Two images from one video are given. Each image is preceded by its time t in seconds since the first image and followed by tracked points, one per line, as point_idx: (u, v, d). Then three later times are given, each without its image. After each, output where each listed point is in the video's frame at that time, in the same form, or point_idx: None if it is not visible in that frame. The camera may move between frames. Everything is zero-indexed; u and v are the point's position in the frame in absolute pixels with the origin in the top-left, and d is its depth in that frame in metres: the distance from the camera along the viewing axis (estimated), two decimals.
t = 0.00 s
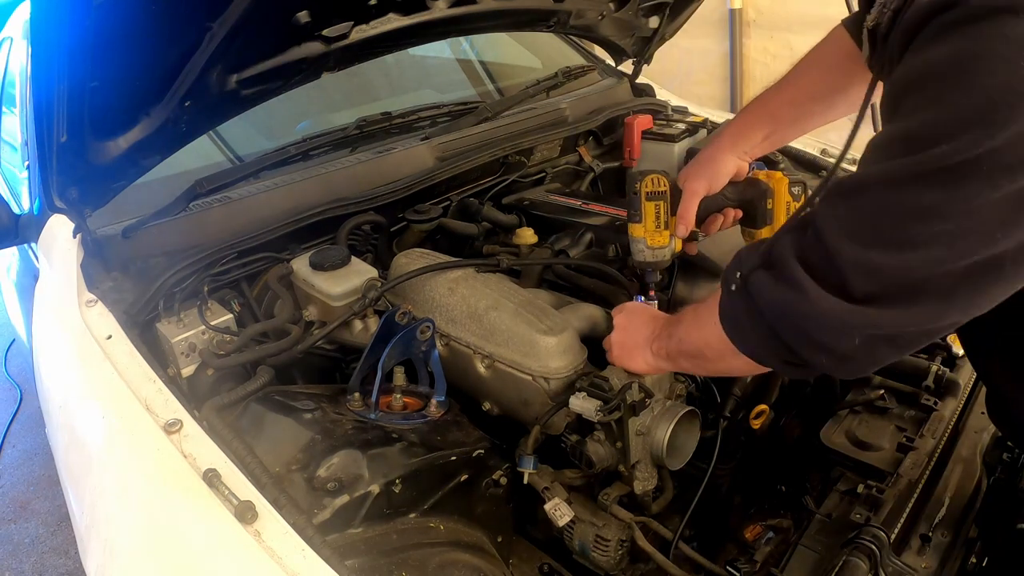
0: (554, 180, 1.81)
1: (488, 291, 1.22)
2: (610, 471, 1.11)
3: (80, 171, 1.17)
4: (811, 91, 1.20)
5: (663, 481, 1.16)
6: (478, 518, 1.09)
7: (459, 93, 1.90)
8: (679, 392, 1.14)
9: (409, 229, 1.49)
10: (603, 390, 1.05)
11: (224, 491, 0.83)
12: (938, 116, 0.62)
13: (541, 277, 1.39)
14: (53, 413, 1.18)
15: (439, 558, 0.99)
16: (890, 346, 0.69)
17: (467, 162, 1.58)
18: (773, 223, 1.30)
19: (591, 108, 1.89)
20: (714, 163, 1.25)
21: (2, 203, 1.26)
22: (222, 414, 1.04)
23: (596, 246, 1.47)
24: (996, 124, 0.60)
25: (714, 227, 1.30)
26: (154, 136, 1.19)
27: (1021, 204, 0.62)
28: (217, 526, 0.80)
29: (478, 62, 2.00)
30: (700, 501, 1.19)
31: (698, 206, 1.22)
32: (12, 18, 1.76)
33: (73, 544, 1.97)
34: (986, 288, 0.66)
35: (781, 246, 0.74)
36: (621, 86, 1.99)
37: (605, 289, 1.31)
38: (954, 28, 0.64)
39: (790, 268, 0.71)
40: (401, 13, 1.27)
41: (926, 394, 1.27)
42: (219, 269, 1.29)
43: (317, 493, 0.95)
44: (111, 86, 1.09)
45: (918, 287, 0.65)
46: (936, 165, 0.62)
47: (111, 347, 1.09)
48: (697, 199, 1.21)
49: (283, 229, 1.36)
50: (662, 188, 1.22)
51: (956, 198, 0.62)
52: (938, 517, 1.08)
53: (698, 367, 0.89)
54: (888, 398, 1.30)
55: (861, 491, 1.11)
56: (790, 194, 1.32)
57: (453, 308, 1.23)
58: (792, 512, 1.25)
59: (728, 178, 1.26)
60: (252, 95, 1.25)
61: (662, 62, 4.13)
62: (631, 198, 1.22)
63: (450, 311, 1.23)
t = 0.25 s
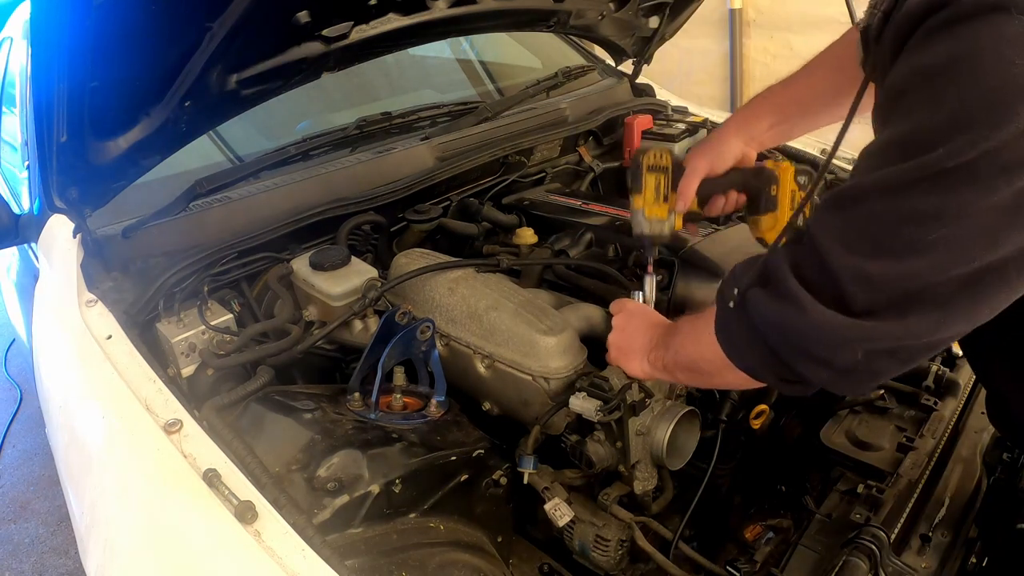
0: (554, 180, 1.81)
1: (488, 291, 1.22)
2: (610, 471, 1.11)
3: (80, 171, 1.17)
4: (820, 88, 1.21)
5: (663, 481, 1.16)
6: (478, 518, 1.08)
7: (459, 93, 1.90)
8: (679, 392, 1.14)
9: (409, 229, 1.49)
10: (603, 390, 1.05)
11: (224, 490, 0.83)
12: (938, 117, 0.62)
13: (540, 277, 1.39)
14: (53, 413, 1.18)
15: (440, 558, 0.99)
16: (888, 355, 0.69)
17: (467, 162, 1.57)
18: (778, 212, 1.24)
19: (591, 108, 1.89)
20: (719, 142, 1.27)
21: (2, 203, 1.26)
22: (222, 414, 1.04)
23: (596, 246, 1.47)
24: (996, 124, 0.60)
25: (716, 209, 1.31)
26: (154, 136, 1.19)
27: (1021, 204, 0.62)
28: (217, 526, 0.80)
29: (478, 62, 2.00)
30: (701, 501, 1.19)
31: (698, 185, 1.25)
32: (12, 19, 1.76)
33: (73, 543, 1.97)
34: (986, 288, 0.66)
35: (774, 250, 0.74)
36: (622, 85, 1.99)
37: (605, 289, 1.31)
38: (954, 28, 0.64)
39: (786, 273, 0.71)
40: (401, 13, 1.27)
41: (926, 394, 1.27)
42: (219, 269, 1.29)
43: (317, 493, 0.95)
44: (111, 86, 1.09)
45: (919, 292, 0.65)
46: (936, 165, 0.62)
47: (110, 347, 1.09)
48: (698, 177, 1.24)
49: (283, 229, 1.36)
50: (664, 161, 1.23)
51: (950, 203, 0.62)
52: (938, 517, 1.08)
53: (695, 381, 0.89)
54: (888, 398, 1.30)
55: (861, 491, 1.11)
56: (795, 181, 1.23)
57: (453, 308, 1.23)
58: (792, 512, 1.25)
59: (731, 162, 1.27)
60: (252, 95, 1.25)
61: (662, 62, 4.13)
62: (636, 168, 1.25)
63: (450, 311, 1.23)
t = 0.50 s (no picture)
0: (554, 180, 1.81)
1: (488, 291, 1.22)
2: (610, 471, 1.11)
3: (80, 171, 1.17)
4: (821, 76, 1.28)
5: (663, 481, 1.16)
6: (478, 518, 1.08)
7: (459, 93, 1.90)
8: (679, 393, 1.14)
9: (408, 229, 1.49)
10: (603, 390, 1.05)
11: (224, 491, 0.83)
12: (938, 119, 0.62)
13: (540, 277, 1.39)
14: (53, 413, 1.18)
15: (440, 558, 0.99)
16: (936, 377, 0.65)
17: (467, 162, 1.57)
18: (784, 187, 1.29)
19: (591, 108, 1.89)
20: (730, 110, 1.33)
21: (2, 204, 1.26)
22: (222, 414, 1.04)
23: (596, 246, 1.47)
24: (995, 125, 0.60)
25: (721, 174, 1.34)
26: (154, 136, 1.19)
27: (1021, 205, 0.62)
28: (217, 526, 0.80)
29: (477, 62, 2.00)
30: (700, 501, 1.19)
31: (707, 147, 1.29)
32: (11, 19, 1.75)
33: (73, 543, 1.97)
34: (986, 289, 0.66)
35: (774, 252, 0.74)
36: (622, 85, 1.99)
37: (605, 288, 1.31)
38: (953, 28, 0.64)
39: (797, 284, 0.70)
40: (401, 13, 1.27)
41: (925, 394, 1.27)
42: (219, 269, 1.29)
43: (317, 493, 0.95)
44: (111, 86, 1.09)
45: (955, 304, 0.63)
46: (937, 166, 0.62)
47: (111, 347, 1.09)
48: (708, 137, 1.28)
49: (283, 229, 1.36)
50: (674, 121, 1.29)
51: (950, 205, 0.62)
52: (938, 517, 1.08)
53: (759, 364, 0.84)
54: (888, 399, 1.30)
55: (861, 491, 1.11)
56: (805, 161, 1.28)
57: (453, 308, 1.23)
58: (792, 512, 1.25)
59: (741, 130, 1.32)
60: (252, 95, 1.25)
61: (662, 62, 4.13)
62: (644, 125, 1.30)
63: (450, 311, 1.23)
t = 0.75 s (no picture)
0: (554, 180, 1.81)
1: (488, 291, 1.22)
2: (610, 471, 1.11)
3: (80, 171, 1.17)
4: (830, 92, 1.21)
5: (663, 481, 1.16)
6: (478, 518, 1.08)
7: (459, 93, 1.90)
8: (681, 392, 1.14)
9: (408, 229, 1.49)
10: (603, 390, 1.06)
11: (224, 491, 0.83)
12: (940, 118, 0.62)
13: (540, 277, 1.39)
14: (53, 413, 1.18)
15: (439, 558, 0.99)
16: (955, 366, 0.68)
17: (467, 162, 1.57)
18: (787, 224, 1.20)
19: (591, 108, 1.89)
20: (732, 162, 1.23)
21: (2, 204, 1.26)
22: (221, 414, 1.04)
23: (596, 246, 1.47)
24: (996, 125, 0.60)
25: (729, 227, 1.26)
26: (154, 137, 1.19)
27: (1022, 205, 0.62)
28: (217, 527, 0.80)
29: (478, 62, 2.00)
30: (700, 501, 1.19)
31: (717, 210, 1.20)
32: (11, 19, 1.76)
33: (73, 543, 1.97)
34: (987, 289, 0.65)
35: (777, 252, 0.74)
36: (622, 86, 1.99)
37: (605, 288, 1.31)
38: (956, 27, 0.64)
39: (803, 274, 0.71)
40: (401, 13, 1.28)
41: (926, 394, 1.27)
42: (219, 269, 1.29)
43: (317, 493, 0.95)
44: (111, 86, 1.09)
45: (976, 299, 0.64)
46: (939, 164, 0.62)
47: (111, 347, 1.09)
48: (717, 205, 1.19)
49: (283, 229, 1.36)
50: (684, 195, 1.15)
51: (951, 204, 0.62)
52: (938, 517, 1.08)
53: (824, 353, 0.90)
54: (888, 398, 1.30)
55: (861, 491, 1.11)
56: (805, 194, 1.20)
57: (453, 308, 1.23)
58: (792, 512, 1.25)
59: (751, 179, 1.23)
60: (252, 95, 1.25)
61: (662, 62, 4.13)
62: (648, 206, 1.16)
63: (450, 311, 1.23)
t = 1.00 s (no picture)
0: (554, 180, 1.81)
1: (488, 291, 1.22)
2: (610, 471, 1.11)
3: (80, 171, 1.17)
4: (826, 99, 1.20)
5: (663, 481, 1.16)
6: (478, 518, 1.08)
7: (459, 93, 1.90)
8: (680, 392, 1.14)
9: (408, 229, 1.49)
10: (603, 390, 1.06)
11: (224, 491, 0.83)
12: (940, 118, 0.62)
13: (540, 277, 1.39)
14: (53, 414, 1.18)
15: (440, 558, 0.99)
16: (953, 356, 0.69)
17: (467, 162, 1.57)
18: (786, 241, 1.21)
19: (591, 108, 1.89)
20: (729, 177, 1.22)
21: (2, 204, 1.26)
22: (221, 414, 1.04)
23: (596, 246, 1.47)
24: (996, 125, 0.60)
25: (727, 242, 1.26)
26: (154, 137, 1.19)
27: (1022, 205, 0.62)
28: (217, 527, 0.80)
29: (477, 62, 2.00)
30: (700, 500, 1.19)
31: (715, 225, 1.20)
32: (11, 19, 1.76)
33: (73, 543, 1.97)
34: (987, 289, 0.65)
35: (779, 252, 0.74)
36: (622, 86, 1.99)
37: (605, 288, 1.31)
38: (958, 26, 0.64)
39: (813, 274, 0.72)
40: (401, 13, 1.27)
41: (926, 394, 1.27)
42: (219, 269, 1.29)
43: (317, 493, 0.95)
44: (111, 86, 1.09)
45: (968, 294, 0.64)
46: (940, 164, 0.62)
47: (111, 347, 1.09)
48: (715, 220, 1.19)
49: (283, 229, 1.36)
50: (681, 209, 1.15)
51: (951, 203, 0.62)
52: (938, 517, 1.08)
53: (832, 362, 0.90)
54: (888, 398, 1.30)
55: (861, 491, 1.11)
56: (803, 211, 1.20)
57: (453, 308, 1.23)
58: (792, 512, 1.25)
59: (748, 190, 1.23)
60: (252, 95, 1.25)
61: (662, 62, 4.13)
62: (647, 219, 1.15)
63: (450, 311, 1.23)
